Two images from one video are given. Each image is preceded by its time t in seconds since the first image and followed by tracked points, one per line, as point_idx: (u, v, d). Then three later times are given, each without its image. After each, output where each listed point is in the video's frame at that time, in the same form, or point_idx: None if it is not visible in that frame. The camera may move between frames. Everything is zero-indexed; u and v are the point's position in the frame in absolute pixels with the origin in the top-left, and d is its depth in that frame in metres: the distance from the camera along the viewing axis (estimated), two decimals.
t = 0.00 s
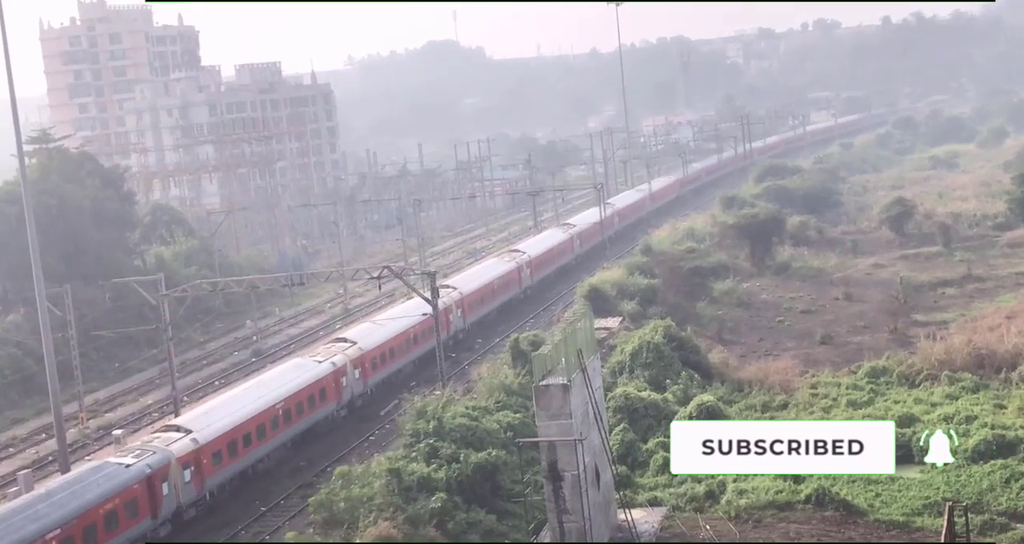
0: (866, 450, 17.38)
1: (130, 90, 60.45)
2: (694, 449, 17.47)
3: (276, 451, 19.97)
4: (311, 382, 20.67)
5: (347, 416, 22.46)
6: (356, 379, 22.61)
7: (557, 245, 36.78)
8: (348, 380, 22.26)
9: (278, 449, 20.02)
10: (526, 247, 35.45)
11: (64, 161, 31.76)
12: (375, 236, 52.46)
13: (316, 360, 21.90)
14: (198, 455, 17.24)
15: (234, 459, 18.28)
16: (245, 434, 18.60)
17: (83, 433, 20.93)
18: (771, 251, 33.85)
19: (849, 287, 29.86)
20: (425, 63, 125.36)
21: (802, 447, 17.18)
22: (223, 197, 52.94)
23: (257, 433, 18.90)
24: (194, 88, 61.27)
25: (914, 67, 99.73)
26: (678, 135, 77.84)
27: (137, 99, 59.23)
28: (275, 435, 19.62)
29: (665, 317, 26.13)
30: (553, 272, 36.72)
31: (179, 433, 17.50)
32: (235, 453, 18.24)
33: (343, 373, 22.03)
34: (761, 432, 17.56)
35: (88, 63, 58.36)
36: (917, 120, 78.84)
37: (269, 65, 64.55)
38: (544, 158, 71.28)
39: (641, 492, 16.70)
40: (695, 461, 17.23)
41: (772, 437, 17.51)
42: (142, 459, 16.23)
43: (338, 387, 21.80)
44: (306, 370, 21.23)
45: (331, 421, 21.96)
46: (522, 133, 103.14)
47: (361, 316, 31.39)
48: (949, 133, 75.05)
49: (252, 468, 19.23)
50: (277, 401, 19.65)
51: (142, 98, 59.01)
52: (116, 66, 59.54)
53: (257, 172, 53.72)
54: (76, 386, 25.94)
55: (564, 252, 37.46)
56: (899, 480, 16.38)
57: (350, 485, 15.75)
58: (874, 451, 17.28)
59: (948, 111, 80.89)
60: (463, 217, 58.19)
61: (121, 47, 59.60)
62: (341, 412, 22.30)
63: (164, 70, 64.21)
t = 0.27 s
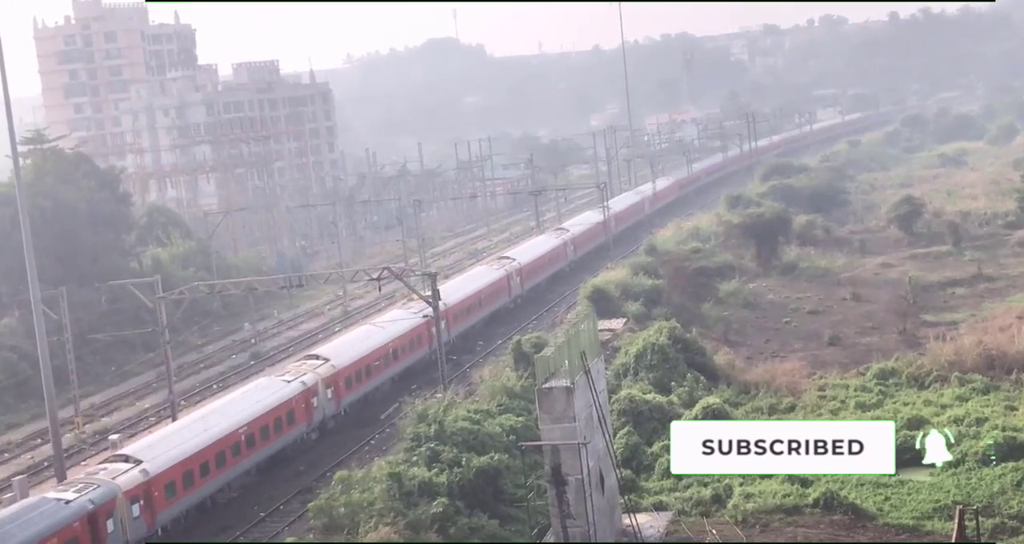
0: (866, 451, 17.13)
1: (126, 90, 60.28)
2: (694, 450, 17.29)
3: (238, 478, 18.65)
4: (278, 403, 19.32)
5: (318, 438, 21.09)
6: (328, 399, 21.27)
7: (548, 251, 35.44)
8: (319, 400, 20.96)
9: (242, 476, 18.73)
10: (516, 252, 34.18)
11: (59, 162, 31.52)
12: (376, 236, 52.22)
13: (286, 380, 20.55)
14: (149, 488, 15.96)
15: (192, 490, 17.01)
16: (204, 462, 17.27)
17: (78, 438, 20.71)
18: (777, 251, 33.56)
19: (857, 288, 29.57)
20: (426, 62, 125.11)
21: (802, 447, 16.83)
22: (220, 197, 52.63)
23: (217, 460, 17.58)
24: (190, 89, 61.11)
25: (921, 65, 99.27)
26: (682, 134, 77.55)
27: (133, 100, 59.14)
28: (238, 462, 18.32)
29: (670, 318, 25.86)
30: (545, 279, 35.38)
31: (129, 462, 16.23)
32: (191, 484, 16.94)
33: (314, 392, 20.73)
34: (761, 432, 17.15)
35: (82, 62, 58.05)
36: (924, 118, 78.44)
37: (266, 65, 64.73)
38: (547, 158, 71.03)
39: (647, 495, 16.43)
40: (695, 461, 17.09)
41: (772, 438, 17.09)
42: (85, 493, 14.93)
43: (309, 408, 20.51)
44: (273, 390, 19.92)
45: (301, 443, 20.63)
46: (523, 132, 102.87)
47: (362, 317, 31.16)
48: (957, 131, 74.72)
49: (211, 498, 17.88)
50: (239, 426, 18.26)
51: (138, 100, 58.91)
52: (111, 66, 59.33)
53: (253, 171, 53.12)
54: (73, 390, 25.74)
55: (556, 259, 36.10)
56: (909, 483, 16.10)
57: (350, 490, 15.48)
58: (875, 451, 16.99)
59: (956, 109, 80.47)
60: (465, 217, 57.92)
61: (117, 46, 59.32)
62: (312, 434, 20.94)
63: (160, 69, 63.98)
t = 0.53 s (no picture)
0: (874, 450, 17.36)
1: (127, 90, 60.17)
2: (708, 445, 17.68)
3: (199, 508, 17.41)
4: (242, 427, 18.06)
5: (289, 462, 19.80)
6: (300, 420, 19.97)
7: (540, 259, 34.00)
8: (291, 422, 19.66)
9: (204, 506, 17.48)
10: (507, 260, 32.79)
11: (60, 163, 31.46)
12: (379, 237, 52.16)
13: (252, 401, 19.26)
14: (94, 523, 14.78)
15: (144, 523, 15.81)
16: (156, 494, 16.04)
17: (79, 441, 20.65)
18: (782, 251, 33.45)
19: (862, 288, 29.46)
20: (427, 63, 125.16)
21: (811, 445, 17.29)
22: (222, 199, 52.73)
23: (172, 491, 16.33)
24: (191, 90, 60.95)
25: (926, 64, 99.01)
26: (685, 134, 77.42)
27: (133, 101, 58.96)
28: (198, 491, 17.07)
29: (674, 319, 25.78)
30: (537, 288, 34.00)
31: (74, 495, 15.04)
32: (142, 517, 15.74)
33: (285, 414, 19.46)
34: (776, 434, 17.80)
35: (83, 63, 57.94)
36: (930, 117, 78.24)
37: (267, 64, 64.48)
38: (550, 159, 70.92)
39: (650, 497, 16.35)
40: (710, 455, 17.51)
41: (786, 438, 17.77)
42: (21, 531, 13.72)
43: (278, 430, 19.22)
44: (239, 412, 18.65)
45: (270, 469, 19.30)
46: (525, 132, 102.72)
47: (365, 318, 31.09)
48: (964, 130, 74.51)
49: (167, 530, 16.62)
50: (199, 453, 17.01)
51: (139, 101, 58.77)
52: (112, 67, 59.23)
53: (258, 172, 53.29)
54: (74, 392, 25.69)
55: (547, 267, 34.65)
56: (915, 484, 16.02)
57: (353, 492, 15.40)
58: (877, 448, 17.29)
59: (961, 108, 80.25)
60: (468, 218, 57.84)
61: (118, 46, 59.19)
62: (281, 458, 19.69)
63: (161, 70, 63.89)
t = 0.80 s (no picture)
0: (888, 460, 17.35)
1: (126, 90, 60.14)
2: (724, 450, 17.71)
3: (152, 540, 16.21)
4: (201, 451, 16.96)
5: (254, 485, 18.71)
6: (266, 440, 18.86)
7: (527, 266, 32.66)
8: (254, 442, 18.56)
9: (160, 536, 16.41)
10: (492, 266, 31.54)
11: (58, 162, 31.45)
12: (378, 235, 52.18)
13: (213, 422, 18.17)
14: None
15: None
16: (100, 527, 14.95)
17: (79, 439, 20.65)
18: (781, 250, 33.45)
19: (862, 287, 29.46)
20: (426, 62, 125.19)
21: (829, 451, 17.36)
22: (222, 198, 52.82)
23: (120, 521, 15.28)
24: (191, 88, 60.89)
25: (925, 63, 99.05)
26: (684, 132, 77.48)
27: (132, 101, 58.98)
28: (150, 520, 16.01)
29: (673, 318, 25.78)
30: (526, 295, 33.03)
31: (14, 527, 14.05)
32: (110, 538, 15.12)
33: (248, 434, 18.38)
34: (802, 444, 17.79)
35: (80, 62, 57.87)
36: (930, 116, 78.26)
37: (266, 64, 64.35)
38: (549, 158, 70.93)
39: (650, 496, 16.35)
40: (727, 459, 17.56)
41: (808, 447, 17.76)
42: None
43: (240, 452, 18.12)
44: (195, 433, 17.56)
45: (232, 492, 18.21)
46: (524, 130, 102.74)
47: (364, 318, 31.07)
48: (964, 128, 74.60)
49: None
50: (150, 479, 15.96)
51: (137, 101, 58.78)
52: (111, 65, 59.19)
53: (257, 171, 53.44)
54: (72, 391, 25.70)
55: (536, 273, 33.42)
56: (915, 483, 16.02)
57: (353, 491, 15.38)
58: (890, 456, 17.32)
59: (961, 107, 80.30)
60: (467, 217, 57.84)
61: (117, 45, 59.13)
62: (244, 481, 18.55)
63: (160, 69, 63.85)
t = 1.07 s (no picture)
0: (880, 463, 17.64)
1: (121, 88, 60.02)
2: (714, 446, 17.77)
3: None
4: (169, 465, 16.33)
5: (209, 511, 17.56)
6: (222, 463, 17.72)
7: (513, 269, 32.29)
8: (209, 465, 17.40)
9: None
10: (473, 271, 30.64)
11: (53, 160, 31.42)
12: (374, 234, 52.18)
13: (165, 444, 17.00)
14: None
15: None
16: None
17: (74, 439, 20.63)
18: (777, 248, 33.47)
19: (857, 285, 29.49)
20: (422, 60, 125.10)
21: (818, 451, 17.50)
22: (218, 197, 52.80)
23: None
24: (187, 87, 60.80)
25: (921, 61, 99.19)
26: (680, 131, 77.56)
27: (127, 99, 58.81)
28: None
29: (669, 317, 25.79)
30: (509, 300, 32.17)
31: None
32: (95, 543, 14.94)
33: (202, 457, 17.19)
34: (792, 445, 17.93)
35: (75, 60, 57.75)
36: (926, 114, 78.35)
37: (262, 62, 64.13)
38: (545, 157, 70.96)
39: (646, 494, 16.33)
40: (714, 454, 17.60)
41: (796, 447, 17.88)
42: None
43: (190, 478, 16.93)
44: (143, 458, 16.41)
45: (184, 521, 17.03)
46: (521, 129, 102.74)
47: (360, 316, 31.06)
48: (960, 126, 74.70)
49: None
50: (92, 510, 14.88)
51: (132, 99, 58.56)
52: (106, 64, 59.09)
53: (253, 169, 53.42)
54: (68, 390, 25.68)
55: (522, 277, 33.06)
56: (910, 481, 16.03)
57: (348, 490, 15.38)
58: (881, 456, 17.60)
59: (956, 105, 80.45)
60: (463, 215, 57.86)
61: (112, 44, 59.04)
62: (199, 507, 17.37)
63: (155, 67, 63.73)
